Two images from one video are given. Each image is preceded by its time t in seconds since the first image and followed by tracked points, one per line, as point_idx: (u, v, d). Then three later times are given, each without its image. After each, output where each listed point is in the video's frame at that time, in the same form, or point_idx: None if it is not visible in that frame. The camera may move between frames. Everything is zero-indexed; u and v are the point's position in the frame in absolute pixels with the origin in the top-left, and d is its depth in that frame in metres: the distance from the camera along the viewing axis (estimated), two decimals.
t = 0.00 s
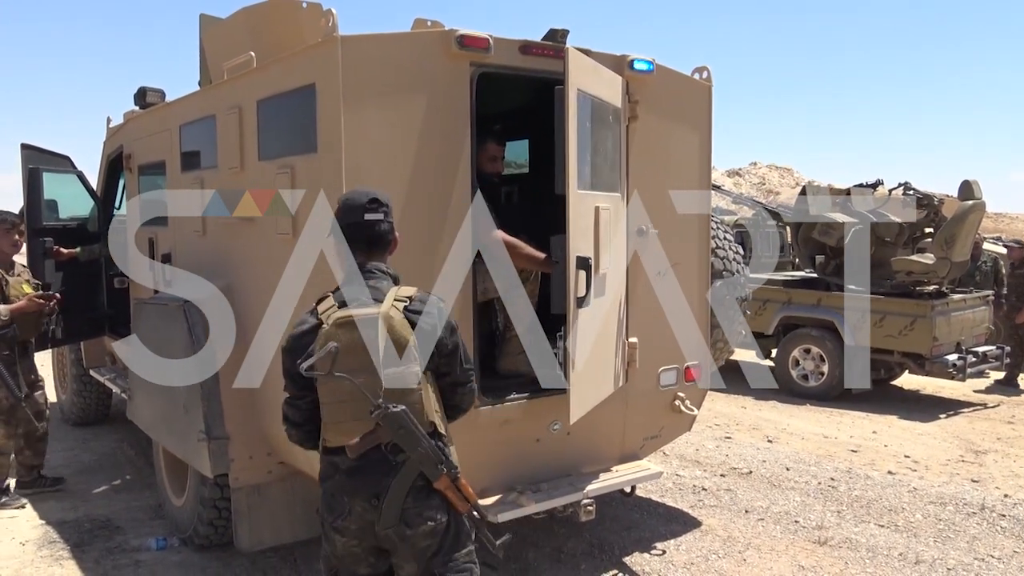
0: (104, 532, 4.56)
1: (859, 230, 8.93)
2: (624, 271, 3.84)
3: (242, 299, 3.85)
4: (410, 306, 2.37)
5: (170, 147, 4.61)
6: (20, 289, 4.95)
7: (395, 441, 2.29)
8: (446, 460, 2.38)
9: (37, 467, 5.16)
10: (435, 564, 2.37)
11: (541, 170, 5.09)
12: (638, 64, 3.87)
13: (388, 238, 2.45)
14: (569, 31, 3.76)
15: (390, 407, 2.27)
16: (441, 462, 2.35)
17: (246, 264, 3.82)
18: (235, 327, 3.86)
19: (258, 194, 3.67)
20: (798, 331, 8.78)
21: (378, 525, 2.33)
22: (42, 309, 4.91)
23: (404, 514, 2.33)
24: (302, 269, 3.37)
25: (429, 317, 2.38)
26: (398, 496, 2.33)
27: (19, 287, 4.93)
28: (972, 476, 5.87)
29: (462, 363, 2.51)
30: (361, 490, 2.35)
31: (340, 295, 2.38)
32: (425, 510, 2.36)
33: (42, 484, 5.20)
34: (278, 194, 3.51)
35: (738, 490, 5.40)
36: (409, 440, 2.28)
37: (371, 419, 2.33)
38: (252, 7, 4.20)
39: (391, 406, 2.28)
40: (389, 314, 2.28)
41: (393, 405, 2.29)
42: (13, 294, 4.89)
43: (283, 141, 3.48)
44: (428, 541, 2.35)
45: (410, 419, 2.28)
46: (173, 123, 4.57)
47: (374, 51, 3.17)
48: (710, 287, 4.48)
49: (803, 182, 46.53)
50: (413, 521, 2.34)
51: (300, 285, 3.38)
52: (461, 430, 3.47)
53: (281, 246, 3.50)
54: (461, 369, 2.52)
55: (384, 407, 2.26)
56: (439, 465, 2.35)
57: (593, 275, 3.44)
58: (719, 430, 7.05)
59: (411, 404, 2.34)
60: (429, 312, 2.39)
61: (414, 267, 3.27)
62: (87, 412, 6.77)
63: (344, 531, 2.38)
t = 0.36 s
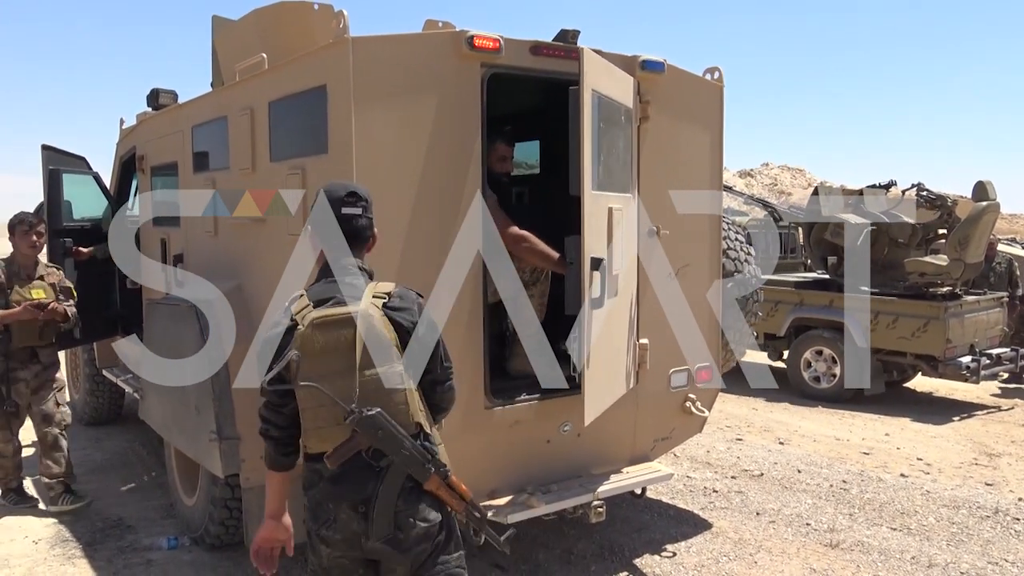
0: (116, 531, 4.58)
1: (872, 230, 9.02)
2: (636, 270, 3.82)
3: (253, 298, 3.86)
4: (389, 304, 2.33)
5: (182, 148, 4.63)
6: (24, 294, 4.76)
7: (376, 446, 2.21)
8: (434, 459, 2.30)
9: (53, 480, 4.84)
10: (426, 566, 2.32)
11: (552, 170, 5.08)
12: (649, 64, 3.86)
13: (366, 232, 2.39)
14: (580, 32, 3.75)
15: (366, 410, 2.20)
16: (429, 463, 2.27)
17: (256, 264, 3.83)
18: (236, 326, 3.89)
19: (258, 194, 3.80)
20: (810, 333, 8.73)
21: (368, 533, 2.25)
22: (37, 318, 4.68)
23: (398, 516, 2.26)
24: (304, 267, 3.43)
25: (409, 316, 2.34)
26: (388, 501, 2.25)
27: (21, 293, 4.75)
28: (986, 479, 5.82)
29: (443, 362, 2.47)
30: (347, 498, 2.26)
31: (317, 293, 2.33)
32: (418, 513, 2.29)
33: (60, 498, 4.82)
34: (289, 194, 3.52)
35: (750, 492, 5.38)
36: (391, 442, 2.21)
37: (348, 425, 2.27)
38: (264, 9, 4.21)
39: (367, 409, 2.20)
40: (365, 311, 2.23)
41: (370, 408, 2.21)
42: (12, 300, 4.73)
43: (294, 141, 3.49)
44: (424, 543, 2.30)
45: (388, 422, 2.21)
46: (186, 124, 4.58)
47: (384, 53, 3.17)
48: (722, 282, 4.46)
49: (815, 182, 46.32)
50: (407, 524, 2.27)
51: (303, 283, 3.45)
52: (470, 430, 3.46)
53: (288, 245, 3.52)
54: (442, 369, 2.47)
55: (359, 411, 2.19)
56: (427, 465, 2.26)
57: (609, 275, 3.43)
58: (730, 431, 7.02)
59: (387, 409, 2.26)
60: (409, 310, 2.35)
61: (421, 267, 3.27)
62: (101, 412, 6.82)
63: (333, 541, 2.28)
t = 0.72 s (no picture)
0: (123, 528, 4.60)
1: (878, 228, 9.02)
2: (643, 267, 3.81)
3: (258, 296, 3.87)
4: (387, 312, 2.19)
5: (188, 146, 4.64)
6: (38, 294, 4.60)
7: (344, 465, 2.10)
8: (415, 487, 2.15)
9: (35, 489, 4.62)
10: None
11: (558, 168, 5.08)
12: (655, 61, 3.85)
13: (390, 233, 2.30)
14: (585, 29, 3.74)
15: (332, 426, 2.07)
16: (406, 490, 2.13)
17: (262, 262, 3.83)
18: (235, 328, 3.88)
19: (258, 194, 3.84)
20: (816, 330, 8.70)
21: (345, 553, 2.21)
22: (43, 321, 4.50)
23: (373, 537, 2.19)
24: (302, 268, 3.44)
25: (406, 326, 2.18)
26: (361, 521, 2.19)
27: (37, 293, 4.59)
28: (993, 476, 5.80)
29: (448, 377, 2.27)
30: (334, 510, 2.25)
31: (329, 294, 2.29)
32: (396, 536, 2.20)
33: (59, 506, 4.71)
34: (294, 191, 3.52)
35: (756, 489, 5.36)
36: (359, 463, 2.08)
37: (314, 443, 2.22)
38: (269, 7, 4.22)
39: (333, 426, 2.08)
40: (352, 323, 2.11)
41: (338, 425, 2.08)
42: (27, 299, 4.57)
43: (299, 139, 3.49)
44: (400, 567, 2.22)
45: (355, 443, 2.07)
46: (191, 123, 4.59)
47: (389, 50, 3.17)
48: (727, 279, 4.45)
49: (821, 178, 46.20)
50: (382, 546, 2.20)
51: (301, 284, 3.46)
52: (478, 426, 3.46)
53: (290, 244, 3.53)
54: (446, 384, 2.27)
55: (321, 427, 2.06)
56: (404, 492, 2.14)
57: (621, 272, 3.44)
58: (736, 429, 7.00)
59: (365, 425, 2.15)
60: (407, 319, 2.19)
61: (424, 265, 3.27)
62: (108, 410, 6.84)
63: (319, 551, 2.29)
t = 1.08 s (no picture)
0: (128, 524, 4.62)
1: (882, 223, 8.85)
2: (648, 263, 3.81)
3: (261, 292, 3.87)
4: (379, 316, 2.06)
5: (191, 143, 4.65)
6: (40, 293, 4.51)
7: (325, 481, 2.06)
8: (399, 510, 2.07)
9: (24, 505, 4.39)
10: None
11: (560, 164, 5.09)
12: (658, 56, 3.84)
13: (400, 229, 2.14)
14: (587, 25, 3.73)
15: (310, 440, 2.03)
16: (389, 513, 2.06)
17: (264, 258, 3.84)
18: (235, 327, 3.90)
19: (258, 195, 3.87)
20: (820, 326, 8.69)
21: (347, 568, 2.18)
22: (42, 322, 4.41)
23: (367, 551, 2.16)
24: (302, 268, 3.45)
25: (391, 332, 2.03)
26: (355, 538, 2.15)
27: (39, 293, 4.50)
28: (997, 472, 5.79)
29: (415, 389, 2.03)
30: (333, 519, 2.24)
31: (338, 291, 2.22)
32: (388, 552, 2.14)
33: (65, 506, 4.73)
34: (296, 188, 3.52)
35: (759, 485, 5.37)
36: (338, 480, 2.03)
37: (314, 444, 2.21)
38: (271, 4, 4.22)
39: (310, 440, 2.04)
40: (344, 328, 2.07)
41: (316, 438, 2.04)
42: (28, 298, 4.48)
43: (302, 135, 3.49)
44: None
45: (332, 459, 2.02)
46: (194, 120, 4.60)
47: (391, 47, 3.17)
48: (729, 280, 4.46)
49: (825, 174, 46.09)
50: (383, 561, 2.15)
51: (301, 284, 3.47)
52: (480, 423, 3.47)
53: (292, 242, 3.54)
54: (417, 397, 2.03)
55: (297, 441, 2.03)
56: (388, 514, 2.06)
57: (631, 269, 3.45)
58: (739, 425, 7.00)
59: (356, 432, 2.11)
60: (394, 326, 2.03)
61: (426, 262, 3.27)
62: (112, 407, 6.86)
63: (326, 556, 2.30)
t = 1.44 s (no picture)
0: (122, 512, 4.62)
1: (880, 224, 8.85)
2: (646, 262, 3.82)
3: (260, 282, 3.87)
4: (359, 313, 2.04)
5: (191, 131, 4.64)
6: (14, 279, 4.13)
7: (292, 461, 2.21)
8: (349, 503, 2.08)
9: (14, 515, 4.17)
10: None
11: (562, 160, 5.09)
12: (660, 53, 3.84)
13: (394, 218, 2.10)
14: (590, 20, 3.72)
15: (280, 420, 2.22)
16: (340, 503, 2.09)
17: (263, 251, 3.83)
18: (235, 328, 3.84)
19: (258, 188, 3.87)
20: (817, 325, 8.71)
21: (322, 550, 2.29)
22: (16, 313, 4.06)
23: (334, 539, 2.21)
24: (303, 264, 3.44)
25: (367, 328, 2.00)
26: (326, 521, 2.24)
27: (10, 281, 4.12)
28: (990, 474, 5.81)
29: (383, 388, 1.98)
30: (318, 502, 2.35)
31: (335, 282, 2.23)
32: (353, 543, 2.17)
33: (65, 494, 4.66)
34: (296, 179, 3.52)
35: (753, 483, 5.38)
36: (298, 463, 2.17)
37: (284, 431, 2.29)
38: None
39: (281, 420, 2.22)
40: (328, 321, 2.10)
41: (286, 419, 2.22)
42: None
43: (302, 127, 3.48)
44: None
45: (293, 441, 2.18)
46: (195, 109, 4.59)
47: (392, 38, 3.16)
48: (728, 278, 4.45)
49: (825, 174, 46.13)
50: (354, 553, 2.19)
51: (301, 280, 3.47)
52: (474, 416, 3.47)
53: (292, 238, 3.53)
54: (382, 395, 1.98)
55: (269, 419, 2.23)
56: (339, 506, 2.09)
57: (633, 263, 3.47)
58: (734, 423, 7.02)
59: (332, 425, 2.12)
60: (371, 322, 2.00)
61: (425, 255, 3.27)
62: (107, 394, 6.85)
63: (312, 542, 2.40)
